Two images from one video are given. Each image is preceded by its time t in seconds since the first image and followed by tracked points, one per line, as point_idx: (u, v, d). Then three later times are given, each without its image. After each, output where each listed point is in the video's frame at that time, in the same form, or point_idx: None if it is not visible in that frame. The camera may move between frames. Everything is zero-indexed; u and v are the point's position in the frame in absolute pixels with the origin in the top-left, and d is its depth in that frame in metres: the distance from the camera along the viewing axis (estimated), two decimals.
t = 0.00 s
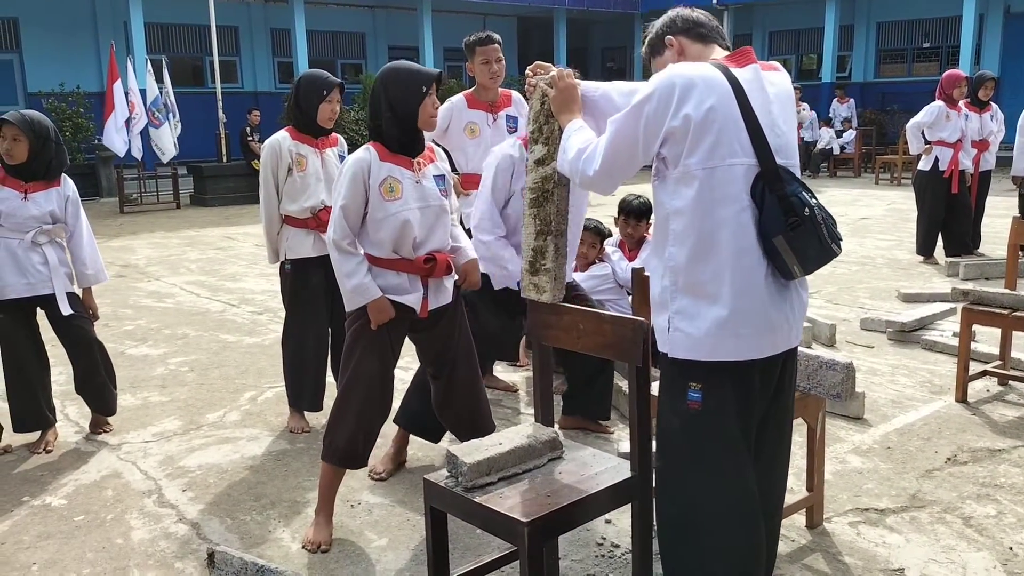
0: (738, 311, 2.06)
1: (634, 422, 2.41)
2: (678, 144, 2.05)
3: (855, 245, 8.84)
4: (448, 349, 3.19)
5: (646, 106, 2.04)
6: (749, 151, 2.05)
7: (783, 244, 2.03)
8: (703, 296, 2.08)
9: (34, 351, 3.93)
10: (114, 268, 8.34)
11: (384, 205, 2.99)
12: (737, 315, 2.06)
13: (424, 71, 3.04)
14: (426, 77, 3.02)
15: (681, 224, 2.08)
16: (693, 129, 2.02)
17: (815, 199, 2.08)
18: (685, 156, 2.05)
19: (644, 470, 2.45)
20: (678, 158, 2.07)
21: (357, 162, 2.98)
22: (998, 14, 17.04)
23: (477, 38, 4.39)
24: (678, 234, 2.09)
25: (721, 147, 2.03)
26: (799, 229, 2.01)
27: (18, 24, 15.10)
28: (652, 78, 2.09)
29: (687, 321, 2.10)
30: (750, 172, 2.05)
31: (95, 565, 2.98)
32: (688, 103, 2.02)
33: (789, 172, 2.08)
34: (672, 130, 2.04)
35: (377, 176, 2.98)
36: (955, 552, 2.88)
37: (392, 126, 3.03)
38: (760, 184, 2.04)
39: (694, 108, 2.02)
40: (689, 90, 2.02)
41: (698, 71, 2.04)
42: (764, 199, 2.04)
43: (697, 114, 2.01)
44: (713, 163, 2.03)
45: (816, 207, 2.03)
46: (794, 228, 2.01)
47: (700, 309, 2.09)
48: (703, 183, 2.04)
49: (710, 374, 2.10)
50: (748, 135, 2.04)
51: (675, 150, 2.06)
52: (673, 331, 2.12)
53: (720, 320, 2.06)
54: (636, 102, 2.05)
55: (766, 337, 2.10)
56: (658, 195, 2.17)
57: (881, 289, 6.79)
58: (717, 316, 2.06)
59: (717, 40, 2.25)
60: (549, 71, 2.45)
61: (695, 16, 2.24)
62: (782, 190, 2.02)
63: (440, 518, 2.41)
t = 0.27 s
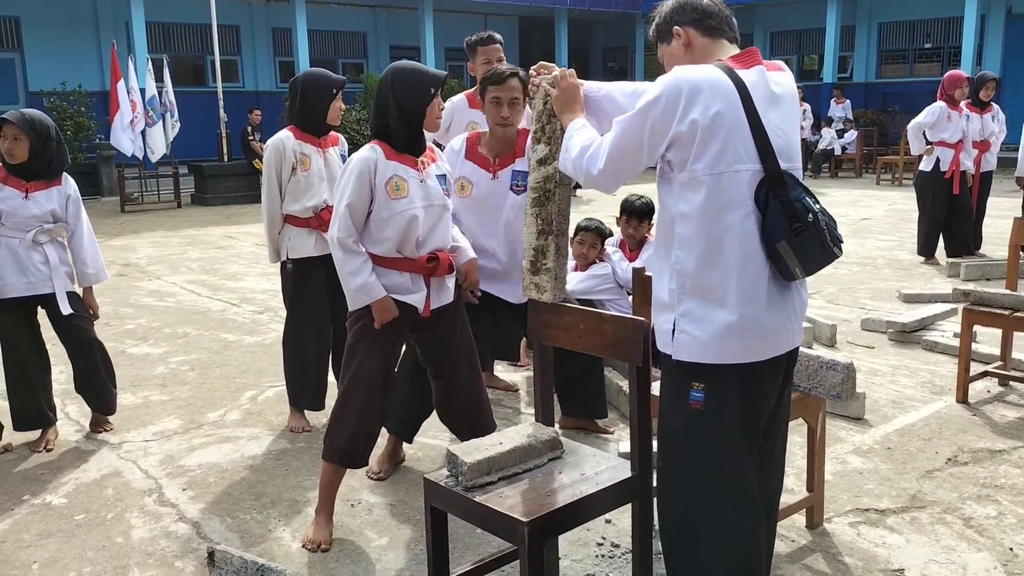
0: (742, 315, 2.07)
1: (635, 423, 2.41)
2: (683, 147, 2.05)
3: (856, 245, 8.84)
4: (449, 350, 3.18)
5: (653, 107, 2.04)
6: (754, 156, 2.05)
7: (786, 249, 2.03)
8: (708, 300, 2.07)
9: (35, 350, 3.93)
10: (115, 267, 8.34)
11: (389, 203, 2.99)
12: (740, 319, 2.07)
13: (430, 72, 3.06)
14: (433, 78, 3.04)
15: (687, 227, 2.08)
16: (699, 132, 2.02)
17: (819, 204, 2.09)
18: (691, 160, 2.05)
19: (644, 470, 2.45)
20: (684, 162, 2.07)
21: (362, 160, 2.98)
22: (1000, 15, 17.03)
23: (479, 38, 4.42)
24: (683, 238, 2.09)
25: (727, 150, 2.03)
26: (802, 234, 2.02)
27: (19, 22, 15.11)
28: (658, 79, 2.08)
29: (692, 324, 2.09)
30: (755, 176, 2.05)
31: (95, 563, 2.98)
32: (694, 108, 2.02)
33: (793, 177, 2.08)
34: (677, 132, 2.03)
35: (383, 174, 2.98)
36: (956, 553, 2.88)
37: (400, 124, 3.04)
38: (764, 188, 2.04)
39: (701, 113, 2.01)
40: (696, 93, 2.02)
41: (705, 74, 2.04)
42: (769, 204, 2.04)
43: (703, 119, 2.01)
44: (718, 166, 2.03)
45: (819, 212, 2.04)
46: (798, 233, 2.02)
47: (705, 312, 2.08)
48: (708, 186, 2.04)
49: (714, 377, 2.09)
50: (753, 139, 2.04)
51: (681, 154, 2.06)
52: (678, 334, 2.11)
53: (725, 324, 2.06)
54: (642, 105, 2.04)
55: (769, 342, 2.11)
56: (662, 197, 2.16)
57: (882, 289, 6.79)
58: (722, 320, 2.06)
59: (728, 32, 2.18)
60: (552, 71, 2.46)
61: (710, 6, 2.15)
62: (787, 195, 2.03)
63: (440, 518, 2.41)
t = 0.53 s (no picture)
0: (742, 320, 2.07)
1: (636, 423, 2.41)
2: (686, 150, 2.05)
3: (858, 246, 8.83)
4: (450, 350, 3.18)
5: (657, 110, 2.03)
6: (757, 160, 2.04)
7: (787, 254, 2.03)
8: (709, 302, 2.08)
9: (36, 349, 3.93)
10: (115, 266, 8.34)
11: (391, 203, 2.99)
12: (740, 322, 2.07)
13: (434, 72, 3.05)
14: (436, 78, 3.04)
15: (689, 230, 2.08)
16: (702, 136, 2.01)
17: (820, 210, 2.09)
18: (695, 165, 2.05)
19: (645, 470, 2.44)
20: (687, 166, 2.07)
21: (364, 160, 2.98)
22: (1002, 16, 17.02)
23: (480, 37, 4.44)
24: (685, 240, 2.09)
25: (729, 154, 2.02)
26: (803, 241, 2.02)
27: (21, 21, 15.11)
28: (663, 81, 2.07)
29: (692, 326, 2.09)
30: (757, 181, 2.05)
31: (96, 562, 2.98)
32: (699, 113, 2.01)
33: (796, 184, 2.07)
34: (681, 136, 2.03)
35: (384, 174, 2.98)
36: (956, 554, 2.88)
37: (400, 124, 3.03)
38: (766, 193, 2.04)
39: (705, 119, 2.01)
40: (700, 97, 2.01)
41: (710, 77, 2.03)
42: (771, 209, 2.04)
43: (707, 124, 2.01)
44: (721, 171, 2.03)
45: (821, 219, 2.03)
46: (799, 241, 2.02)
47: (705, 315, 2.08)
48: (710, 189, 2.04)
49: (715, 380, 2.09)
50: (756, 144, 2.04)
51: (684, 158, 2.06)
52: (678, 335, 2.11)
53: (725, 327, 2.06)
54: (647, 108, 2.04)
55: (769, 347, 2.11)
56: (664, 198, 2.16)
57: (883, 290, 6.78)
58: (722, 323, 2.06)
59: (747, 32, 2.14)
60: (556, 72, 2.46)
61: (736, 2, 2.09)
62: (789, 202, 2.02)
63: (440, 518, 2.41)
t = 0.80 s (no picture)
0: (743, 320, 2.06)
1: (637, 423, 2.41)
2: (688, 151, 2.04)
3: (860, 246, 8.81)
4: (450, 350, 3.18)
5: (660, 110, 2.02)
6: (759, 160, 2.03)
7: (788, 255, 2.03)
8: (709, 302, 2.07)
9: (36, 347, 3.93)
10: (117, 264, 8.34)
11: (390, 203, 2.98)
12: (741, 323, 2.06)
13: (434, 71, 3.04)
14: (436, 77, 3.02)
15: (690, 231, 2.07)
16: (705, 136, 2.01)
17: (821, 211, 2.08)
18: (697, 166, 2.04)
19: (647, 471, 2.44)
20: (688, 167, 2.06)
21: (364, 160, 2.97)
22: (1005, 16, 16.99)
23: (485, 36, 4.39)
24: (686, 240, 2.08)
25: (731, 155, 2.02)
26: (805, 242, 2.01)
27: (22, 19, 15.11)
28: (666, 81, 2.06)
29: (692, 326, 2.08)
30: (759, 182, 2.04)
31: (96, 561, 2.98)
32: (701, 114, 2.00)
33: (797, 184, 2.07)
34: (683, 136, 2.02)
35: (383, 174, 2.98)
36: (958, 556, 2.87)
37: (399, 124, 3.04)
38: (767, 194, 2.03)
39: (708, 120, 2.00)
40: (703, 97, 2.00)
41: (713, 77, 2.02)
42: (772, 211, 2.03)
43: (709, 124, 2.00)
44: (723, 171, 2.02)
45: (822, 220, 2.03)
46: (799, 242, 2.02)
47: (706, 314, 2.07)
48: (712, 190, 2.03)
49: (716, 380, 2.09)
50: (758, 144, 2.03)
51: (686, 159, 2.05)
52: (678, 335, 2.10)
53: (726, 328, 2.05)
54: (649, 107, 2.03)
55: (770, 347, 2.11)
56: (665, 198, 2.15)
57: (886, 290, 6.77)
58: (723, 324, 2.06)
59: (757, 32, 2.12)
60: (554, 71, 2.45)
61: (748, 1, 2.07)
62: (790, 203, 2.01)
63: (441, 518, 2.40)
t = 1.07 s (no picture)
0: (743, 321, 2.06)
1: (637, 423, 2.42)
2: (691, 151, 2.04)
3: (863, 245, 8.80)
4: (451, 348, 3.18)
5: (664, 109, 2.01)
6: (761, 162, 2.03)
7: (789, 258, 2.03)
8: (709, 302, 2.06)
9: (36, 344, 3.93)
10: (119, 262, 8.35)
11: (389, 201, 2.98)
12: (741, 325, 2.06)
13: (434, 69, 3.03)
14: (437, 76, 3.02)
15: (691, 231, 2.07)
16: (709, 137, 2.00)
17: (822, 214, 2.08)
18: (700, 167, 2.04)
19: (647, 469, 2.44)
20: (691, 167, 2.05)
21: (363, 158, 2.98)
22: (1009, 15, 16.95)
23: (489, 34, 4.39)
24: (687, 240, 2.07)
25: (735, 155, 2.01)
26: (807, 245, 2.02)
27: (26, 16, 15.12)
28: (671, 80, 2.06)
29: (691, 326, 2.08)
30: (761, 183, 2.04)
31: (97, 558, 2.98)
32: (706, 115, 2.00)
33: (798, 187, 2.07)
34: (687, 136, 2.01)
35: (382, 173, 2.98)
36: (959, 556, 2.87)
37: (397, 122, 3.04)
38: (769, 197, 2.03)
39: (713, 121, 2.00)
40: (709, 98, 2.00)
41: (718, 78, 2.02)
42: (773, 213, 2.03)
43: (714, 126, 2.00)
44: (726, 173, 2.02)
45: (823, 222, 2.03)
46: (801, 244, 2.02)
47: (705, 314, 2.07)
48: (714, 191, 2.03)
49: (717, 380, 2.08)
50: (761, 146, 2.03)
51: (689, 159, 2.05)
52: (677, 335, 2.09)
53: (726, 328, 2.05)
54: (653, 107, 2.02)
55: (769, 348, 2.11)
56: (666, 197, 2.15)
57: (888, 290, 6.76)
58: (723, 324, 2.05)
59: (762, 31, 2.11)
60: (553, 70, 2.44)
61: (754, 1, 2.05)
62: (792, 205, 2.02)
63: (442, 517, 2.40)
